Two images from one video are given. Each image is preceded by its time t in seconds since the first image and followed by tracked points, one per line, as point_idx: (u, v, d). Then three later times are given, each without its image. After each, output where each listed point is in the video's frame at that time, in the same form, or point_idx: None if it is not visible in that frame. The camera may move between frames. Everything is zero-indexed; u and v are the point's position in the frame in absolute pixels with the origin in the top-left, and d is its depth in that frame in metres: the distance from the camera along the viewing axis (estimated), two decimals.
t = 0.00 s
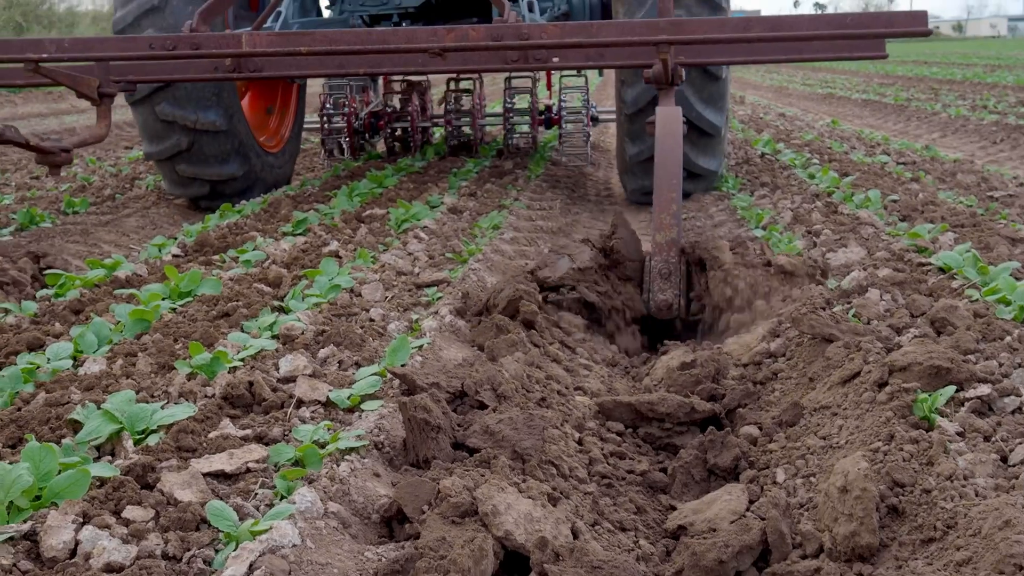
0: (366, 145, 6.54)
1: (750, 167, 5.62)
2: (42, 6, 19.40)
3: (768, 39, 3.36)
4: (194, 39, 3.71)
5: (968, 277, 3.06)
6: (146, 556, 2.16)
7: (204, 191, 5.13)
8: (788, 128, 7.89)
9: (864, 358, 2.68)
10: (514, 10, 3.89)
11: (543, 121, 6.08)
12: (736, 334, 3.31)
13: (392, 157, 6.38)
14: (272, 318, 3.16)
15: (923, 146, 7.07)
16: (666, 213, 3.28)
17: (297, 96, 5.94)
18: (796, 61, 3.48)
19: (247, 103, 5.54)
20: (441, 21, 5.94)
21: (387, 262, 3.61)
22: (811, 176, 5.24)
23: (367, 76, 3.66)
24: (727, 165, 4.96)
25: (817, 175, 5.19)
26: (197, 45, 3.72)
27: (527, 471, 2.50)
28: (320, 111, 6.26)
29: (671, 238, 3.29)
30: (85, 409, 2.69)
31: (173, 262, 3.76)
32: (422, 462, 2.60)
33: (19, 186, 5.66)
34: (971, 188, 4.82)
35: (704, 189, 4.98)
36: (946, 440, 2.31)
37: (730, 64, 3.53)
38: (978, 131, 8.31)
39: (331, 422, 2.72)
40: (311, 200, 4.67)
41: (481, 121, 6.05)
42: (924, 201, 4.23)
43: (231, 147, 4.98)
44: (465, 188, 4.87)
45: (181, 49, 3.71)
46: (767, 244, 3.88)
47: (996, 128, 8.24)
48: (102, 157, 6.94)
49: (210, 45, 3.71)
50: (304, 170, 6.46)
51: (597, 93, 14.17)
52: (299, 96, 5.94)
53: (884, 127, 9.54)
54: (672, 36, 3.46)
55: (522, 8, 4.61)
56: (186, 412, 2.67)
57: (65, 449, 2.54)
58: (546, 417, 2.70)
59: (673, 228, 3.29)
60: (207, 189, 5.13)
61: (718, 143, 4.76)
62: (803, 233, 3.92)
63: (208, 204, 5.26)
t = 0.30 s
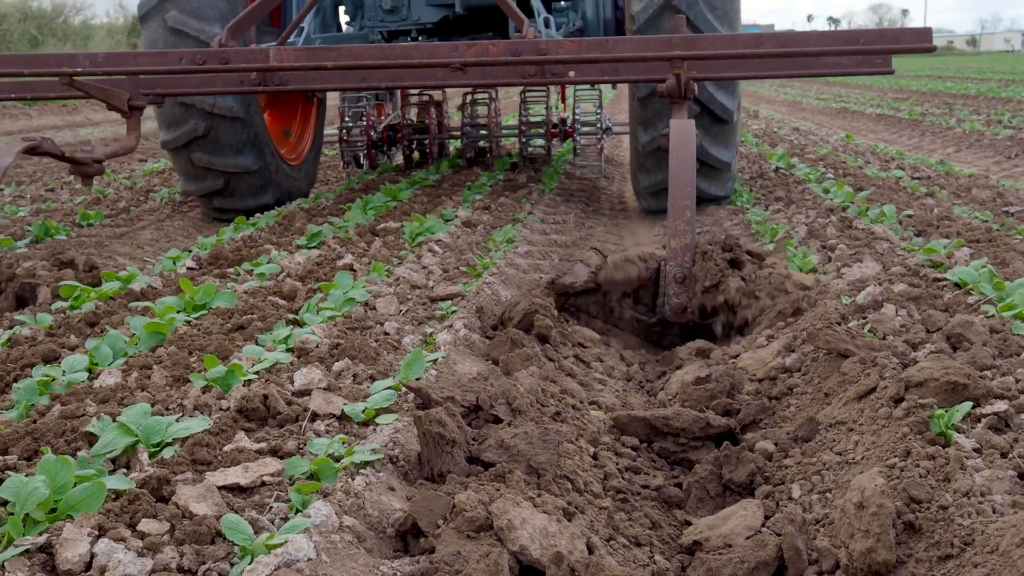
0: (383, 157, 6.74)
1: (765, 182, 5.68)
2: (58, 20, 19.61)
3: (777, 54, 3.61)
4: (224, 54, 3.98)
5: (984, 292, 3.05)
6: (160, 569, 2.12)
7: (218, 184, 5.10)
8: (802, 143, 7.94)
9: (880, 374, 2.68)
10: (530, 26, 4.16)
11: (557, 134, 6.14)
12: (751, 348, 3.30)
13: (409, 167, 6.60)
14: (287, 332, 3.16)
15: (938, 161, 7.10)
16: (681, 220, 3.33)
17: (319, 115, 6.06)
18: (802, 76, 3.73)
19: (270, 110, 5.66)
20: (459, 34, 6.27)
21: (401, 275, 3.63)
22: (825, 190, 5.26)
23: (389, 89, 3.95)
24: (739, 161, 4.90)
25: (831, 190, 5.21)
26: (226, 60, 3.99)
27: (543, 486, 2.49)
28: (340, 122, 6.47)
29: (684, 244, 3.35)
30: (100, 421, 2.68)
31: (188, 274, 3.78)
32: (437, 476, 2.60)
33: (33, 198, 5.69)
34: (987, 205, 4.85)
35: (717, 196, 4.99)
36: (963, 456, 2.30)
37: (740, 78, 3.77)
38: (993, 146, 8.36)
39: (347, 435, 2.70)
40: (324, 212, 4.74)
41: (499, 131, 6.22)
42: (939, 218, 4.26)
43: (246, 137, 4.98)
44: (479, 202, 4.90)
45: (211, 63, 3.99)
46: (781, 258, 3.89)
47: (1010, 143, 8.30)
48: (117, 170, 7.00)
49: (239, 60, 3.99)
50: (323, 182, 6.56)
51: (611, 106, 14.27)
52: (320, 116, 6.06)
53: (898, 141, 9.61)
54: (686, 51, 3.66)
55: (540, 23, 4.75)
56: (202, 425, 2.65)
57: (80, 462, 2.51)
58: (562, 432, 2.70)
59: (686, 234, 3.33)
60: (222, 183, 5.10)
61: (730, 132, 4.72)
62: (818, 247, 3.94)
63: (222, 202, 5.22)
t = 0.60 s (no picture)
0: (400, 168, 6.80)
1: (779, 194, 5.68)
2: (75, 32, 19.79)
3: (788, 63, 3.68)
4: (253, 62, 4.09)
5: (1000, 305, 3.05)
6: None
7: (232, 169, 5.08)
8: (817, 155, 7.95)
9: (894, 387, 2.67)
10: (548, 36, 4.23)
11: (572, 145, 6.25)
12: (765, 360, 3.29)
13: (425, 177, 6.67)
14: (299, 344, 3.17)
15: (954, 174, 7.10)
16: (694, 229, 3.49)
17: (337, 133, 6.17)
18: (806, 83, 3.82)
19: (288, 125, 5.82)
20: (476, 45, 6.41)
21: (414, 287, 3.64)
22: (839, 203, 5.27)
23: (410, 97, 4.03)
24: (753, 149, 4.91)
25: (845, 202, 5.21)
26: (255, 68, 4.10)
27: (556, 499, 2.48)
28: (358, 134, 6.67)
29: (697, 253, 3.52)
30: (114, 433, 2.68)
31: (201, 286, 3.80)
32: (449, 489, 2.58)
33: (48, 210, 5.73)
34: (1002, 218, 4.85)
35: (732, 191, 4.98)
36: (979, 470, 2.28)
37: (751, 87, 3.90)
38: (1009, 158, 8.37)
39: (359, 447, 2.69)
40: (338, 224, 4.78)
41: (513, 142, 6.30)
42: (955, 231, 4.26)
43: (264, 121, 5.00)
44: (492, 214, 4.92)
45: (240, 71, 4.11)
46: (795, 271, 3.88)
47: None
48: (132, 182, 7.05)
49: (267, 68, 4.10)
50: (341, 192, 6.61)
51: (625, 118, 14.33)
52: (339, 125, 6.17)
53: (913, 153, 9.62)
54: (698, 60, 3.80)
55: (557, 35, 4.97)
56: (215, 437, 2.65)
57: (93, 473, 2.50)
58: (575, 445, 2.69)
59: (700, 243, 3.50)
60: (237, 169, 5.09)
61: (743, 115, 4.72)
62: (833, 259, 3.96)
63: (237, 190, 5.20)
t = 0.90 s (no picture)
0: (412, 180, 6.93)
1: (788, 208, 5.68)
2: (83, 44, 19.88)
3: (792, 81, 3.82)
4: (273, 80, 4.21)
5: (1011, 319, 3.05)
6: None
7: (243, 157, 5.00)
8: (825, 168, 7.97)
9: (904, 401, 2.66)
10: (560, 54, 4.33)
11: (583, 158, 6.31)
12: (774, 374, 3.29)
13: (437, 189, 6.77)
14: (308, 356, 3.16)
15: (962, 187, 7.12)
16: (702, 231, 3.65)
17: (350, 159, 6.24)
18: (807, 102, 3.94)
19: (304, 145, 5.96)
20: (488, 61, 6.53)
21: (423, 300, 3.64)
22: (848, 217, 5.27)
23: (425, 112, 4.18)
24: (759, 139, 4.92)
25: (854, 216, 5.22)
26: (276, 86, 4.22)
27: (566, 513, 2.47)
28: (370, 145, 6.61)
29: (704, 255, 3.65)
30: (123, 445, 2.66)
31: (211, 298, 3.81)
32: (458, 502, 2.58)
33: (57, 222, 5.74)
34: (1011, 231, 4.85)
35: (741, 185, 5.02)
36: (991, 484, 2.27)
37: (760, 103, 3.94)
38: (1019, 172, 8.40)
39: (369, 460, 2.68)
40: (346, 237, 4.80)
41: (525, 155, 6.37)
42: (964, 244, 4.27)
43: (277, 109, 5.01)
44: (501, 227, 4.95)
45: (260, 89, 4.21)
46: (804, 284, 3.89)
47: None
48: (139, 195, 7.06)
49: (287, 85, 4.21)
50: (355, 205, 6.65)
51: (634, 131, 14.38)
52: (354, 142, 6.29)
53: (921, 167, 9.65)
54: (706, 78, 3.90)
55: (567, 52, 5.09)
56: (224, 449, 2.63)
57: (103, 486, 2.49)
58: (585, 458, 2.68)
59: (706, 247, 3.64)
60: (248, 156, 5.01)
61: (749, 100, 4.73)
62: (842, 272, 3.96)
63: (247, 180, 5.11)
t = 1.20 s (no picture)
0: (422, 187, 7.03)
1: (792, 218, 5.69)
2: (87, 53, 19.93)
3: (791, 89, 3.84)
4: (290, 87, 4.29)
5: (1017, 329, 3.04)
6: None
7: (251, 135, 5.03)
8: (829, 178, 7.97)
9: (910, 412, 2.67)
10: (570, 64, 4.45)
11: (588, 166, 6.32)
12: (779, 385, 3.29)
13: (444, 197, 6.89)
14: (313, 365, 3.17)
15: (967, 197, 7.13)
16: (703, 237, 3.73)
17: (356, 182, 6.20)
18: (815, 109, 3.95)
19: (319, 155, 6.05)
20: (496, 70, 6.63)
21: (427, 309, 3.65)
22: (852, 227, 5.27)
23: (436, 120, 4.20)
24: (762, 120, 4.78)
25: (858, 226, 5.22)
26: (292, 92, 4.29)
27: (572, 524, 2.46)
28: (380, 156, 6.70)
29: (705, 259, 3.74)
30: (129, 455, 2.65)
31: (215, 307, 3.82)
32: (464, 512, 2.56)
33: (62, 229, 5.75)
34: (1016, 242, 4.86)
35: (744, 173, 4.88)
36: (997, 496, 2.27)
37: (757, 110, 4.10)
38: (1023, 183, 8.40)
39: (374, 470, 2.65)
40: (351, 245, 4.81)
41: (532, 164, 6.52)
42: (969, 254, 4.27)
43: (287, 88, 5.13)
44: (505, 236, 4.98)
45: (278, 95, 4.30)
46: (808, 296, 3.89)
47: None
48: (143, 203, 7.08)
49: (304, 92, 4.28)
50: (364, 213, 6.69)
51: (638, 140, 14.41)
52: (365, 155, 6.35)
53: (926, 177, 9.65)
54: (708, 87, 3.94)
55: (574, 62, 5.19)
56: (230, 459, 2.60)
57: (107, 496, 2.47)
58: (590, 468, 2.68)
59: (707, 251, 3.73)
60: (255, 134, 5.04)
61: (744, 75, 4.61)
62: (846, 284, 3.96)
63: (254, 161, 5.11)
